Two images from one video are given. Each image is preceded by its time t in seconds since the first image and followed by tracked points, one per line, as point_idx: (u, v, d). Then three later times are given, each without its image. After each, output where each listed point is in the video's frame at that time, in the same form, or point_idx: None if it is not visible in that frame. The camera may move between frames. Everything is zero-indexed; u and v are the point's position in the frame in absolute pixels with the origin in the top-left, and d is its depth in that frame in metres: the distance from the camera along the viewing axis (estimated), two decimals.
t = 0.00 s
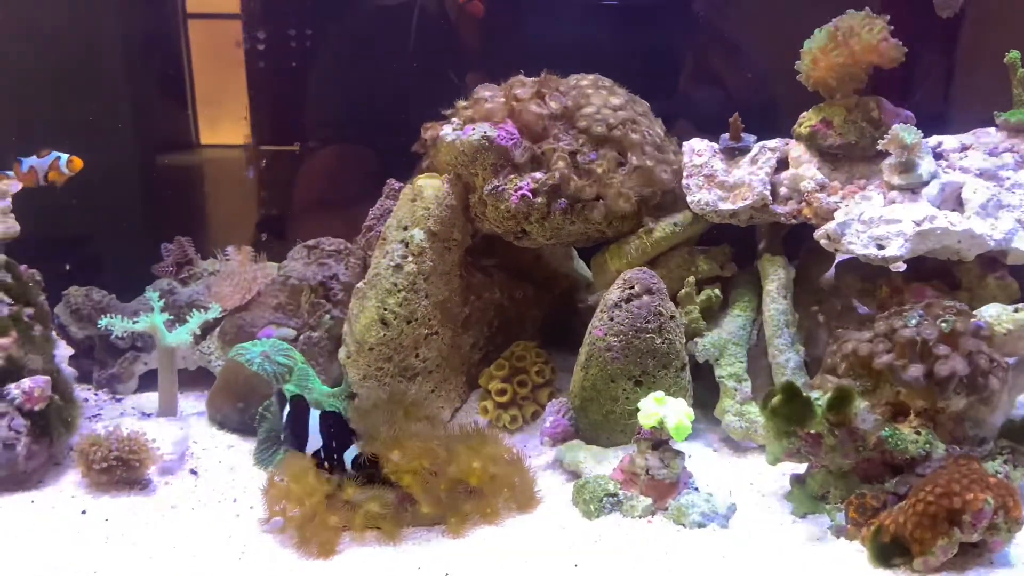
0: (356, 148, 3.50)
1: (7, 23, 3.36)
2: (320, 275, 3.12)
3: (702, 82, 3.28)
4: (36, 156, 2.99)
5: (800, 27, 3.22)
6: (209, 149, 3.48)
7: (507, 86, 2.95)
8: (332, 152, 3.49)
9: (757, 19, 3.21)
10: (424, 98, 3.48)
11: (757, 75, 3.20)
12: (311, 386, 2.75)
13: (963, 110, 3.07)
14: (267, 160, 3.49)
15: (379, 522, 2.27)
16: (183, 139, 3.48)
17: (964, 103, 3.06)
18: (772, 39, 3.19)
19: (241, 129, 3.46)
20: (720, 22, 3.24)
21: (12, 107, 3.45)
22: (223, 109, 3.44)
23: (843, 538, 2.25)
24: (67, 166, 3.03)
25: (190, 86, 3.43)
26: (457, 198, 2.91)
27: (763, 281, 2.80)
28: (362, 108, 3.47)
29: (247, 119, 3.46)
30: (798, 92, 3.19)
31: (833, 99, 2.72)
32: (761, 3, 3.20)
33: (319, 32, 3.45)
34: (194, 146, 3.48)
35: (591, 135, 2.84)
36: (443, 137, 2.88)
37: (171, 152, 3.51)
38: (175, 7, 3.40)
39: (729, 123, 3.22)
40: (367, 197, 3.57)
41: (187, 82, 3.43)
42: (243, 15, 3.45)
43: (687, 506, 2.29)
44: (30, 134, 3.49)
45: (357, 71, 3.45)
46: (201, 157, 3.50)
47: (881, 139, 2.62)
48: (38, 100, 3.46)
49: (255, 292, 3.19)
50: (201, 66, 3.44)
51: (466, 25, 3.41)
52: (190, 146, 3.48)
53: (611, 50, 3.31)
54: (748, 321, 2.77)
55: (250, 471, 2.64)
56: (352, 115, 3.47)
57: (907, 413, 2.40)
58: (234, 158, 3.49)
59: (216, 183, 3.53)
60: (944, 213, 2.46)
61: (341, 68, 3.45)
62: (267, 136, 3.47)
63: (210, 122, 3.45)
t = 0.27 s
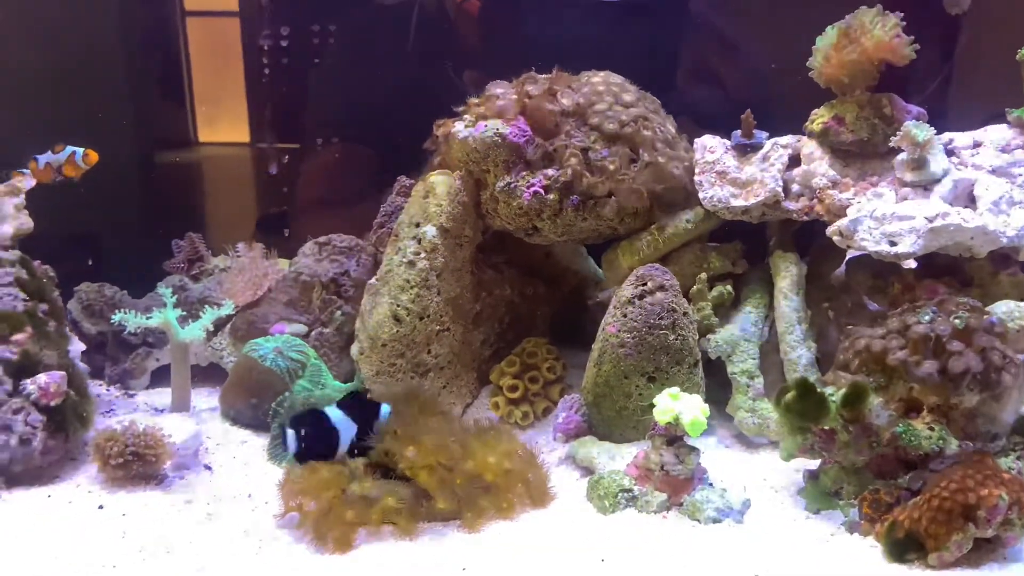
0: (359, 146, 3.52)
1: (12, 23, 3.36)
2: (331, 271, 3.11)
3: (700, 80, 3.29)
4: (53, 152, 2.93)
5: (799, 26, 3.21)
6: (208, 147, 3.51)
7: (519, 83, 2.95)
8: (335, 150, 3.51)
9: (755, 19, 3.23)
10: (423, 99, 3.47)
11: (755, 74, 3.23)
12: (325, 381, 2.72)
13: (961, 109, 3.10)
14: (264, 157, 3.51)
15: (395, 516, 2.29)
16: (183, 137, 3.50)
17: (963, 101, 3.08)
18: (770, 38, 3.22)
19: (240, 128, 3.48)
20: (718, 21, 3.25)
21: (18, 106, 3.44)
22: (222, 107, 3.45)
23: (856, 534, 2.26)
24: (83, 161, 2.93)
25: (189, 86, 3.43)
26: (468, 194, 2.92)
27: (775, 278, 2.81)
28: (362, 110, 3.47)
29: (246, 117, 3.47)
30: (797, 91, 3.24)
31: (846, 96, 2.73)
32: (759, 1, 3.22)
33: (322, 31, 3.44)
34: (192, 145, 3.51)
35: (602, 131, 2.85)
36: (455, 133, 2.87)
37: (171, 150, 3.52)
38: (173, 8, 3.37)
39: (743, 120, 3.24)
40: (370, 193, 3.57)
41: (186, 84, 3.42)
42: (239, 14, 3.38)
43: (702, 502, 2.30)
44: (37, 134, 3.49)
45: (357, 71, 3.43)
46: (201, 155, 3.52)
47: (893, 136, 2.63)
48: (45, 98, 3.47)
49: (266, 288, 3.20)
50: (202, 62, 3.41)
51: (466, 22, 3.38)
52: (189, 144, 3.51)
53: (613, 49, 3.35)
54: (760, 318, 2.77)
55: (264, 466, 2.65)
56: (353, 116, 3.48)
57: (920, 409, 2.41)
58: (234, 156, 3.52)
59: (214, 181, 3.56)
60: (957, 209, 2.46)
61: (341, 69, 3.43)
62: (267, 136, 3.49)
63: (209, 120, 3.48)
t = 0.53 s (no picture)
0: (363, 144, 3.51)
1: (17, 23, 3.42)
2: (351, 275, 3.14)
3: (699, 80, 3.31)
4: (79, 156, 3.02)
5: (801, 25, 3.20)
6: (208, 149, 3.52)
7: (538, 88, 2.96)
8: (336, 153, 3.51)
9: (765, 22, 3.21)
10: (424, 101, 3.46)
11: (757, 74, 3.24)
12: (345, 384, 2.77)
13: (966, 107, 3.08)
14: (265, 159, 3.52)
15: (421, 519, 2.30)
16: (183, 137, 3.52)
17: (968, 100, 3.07)
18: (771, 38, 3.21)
19: (241, 129, 3.50)
20: (718, 22, 3.25)
21: (26, 109, 3.52)
22: (222, 109, 3.46)
23: (879, 537, 2.27)
24: (108, 165, 3.02)
25: (190, 87, 3.46)
26: (488, 199, 2.93)
27: (794, 282, 2.82)
28: (364, 110, 3.48)
29: (247, 119, 3.48)
30: (798, 92, 3.25)
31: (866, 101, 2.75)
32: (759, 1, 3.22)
33: (334, 39, 3.44)
34: (193, 146, 3.52)
35: (622, 136, 2.86)
36: (475, 139, 2.90)
37: (173, 151, 3.54)
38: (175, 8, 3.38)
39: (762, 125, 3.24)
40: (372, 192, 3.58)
41: (187, 84, 3.45)
42: (240, 15, 3.38)
43: (726, 505, 2.31)
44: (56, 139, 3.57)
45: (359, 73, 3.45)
46: (202, 156, 3.54)
47: (913, 141, 2.64)
48: (59, 100, 3.53)
49: (286, 292, 3.24)
50: (209, 62, 3.43)
51: (467, 24, 3.36)
52: (190, 145, 3.52)
53: (620, 51, 3.34)
54: (780, 322, 2.79)
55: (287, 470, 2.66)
56: (356, 116, 3.49)
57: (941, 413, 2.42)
58: (235, 158, 3.53)
59: (214, 180, 3.59)
60: (978, 214, 2.46)
61: (353, 72, 3.46)
62: (266, 136, 3.50)
63: (210, 122, 3.48)
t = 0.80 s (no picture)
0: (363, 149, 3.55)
1: (23, 24, 3.45)
2: (366, 278, 3.15)
3: (699, 80, 3.30)
4: (99, 161, 3.02)
5: (803, 28, 3.21)
6: (210, 151, 3.56)
7: (554, 92, 2.97)
8: (341, 156, 3.56)
9: (779, 26, 3.22)
10: (425, 105, 3.49)
11: (759, 77, 3.25)
12: (362, 387, 2.79)
13: (975, 109, 3.08)
14: (268, 161, 3.57)
15: (439, 522, 2.31)
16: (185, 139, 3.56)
17: (977, 102, 3.07)
18: (771, 41, 3.23)
19: (242, 132, 3.54)
20: (718, 23, 3.27)
21: (29, 110, 3.54)
22: (224, 112, 3.52)
23: (898, 540, 2.26)
24: (128, 174, 3.04)
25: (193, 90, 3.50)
26: (504, 203, 2.94)
27: (810, 286, 2.83)
28: (366, 114, 3.53)
29: (248, 121, 3.53)
30: (813, 96, 3.24)
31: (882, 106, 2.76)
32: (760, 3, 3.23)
33: (348, 46, 3.45)
34: (196, 148, 3.57)
35: (638, 141, 2.88)
36: (490, 143, 2.89)
37: (176, 153, 3.58)
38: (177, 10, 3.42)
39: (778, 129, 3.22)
40: (372, 195, 3.60)
41: (187, 86, 3.49)
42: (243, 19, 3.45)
43: (745, 509, 2.32)
44: (65, 143, 3.59)
45: (363, 77, 3.49)
46: (204, 159, 3.58)
47: (929, 145, 2.65)
48: (64, 102, 3.54)
49: (301, 295, 3.23)
50: (213, 68, 3.49)
51: (468, 26, 3.38)
52: (192, 148, 3.57)
53: (636, 56, 3.34)
54: (796, 326, 2.80)
55: (305, 472, 2.68)
56: (357, 120, 3.53)
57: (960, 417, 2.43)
58: (237, 160, 3.57)
59: (215, 182, 3.61)
60: (994, 218, 2.47)
61: (367, 76, 3.49)
62: (268, 139, 3.55)
63: (212, 124, 3.54)
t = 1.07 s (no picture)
0: (361, 150, 3.57)
1: (23, 21, 3.42)
2: (371, 276, 3.14)
3: (699, 81, 3.30)
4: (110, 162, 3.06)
5: (803, 28, 3.18)
6: (208, 151, 3.55)
7: (561, 90, 2.97)
8: (338, 156, 3.57)
9: (788, 23, 3.20)
10: (423, 106, 3.51)
11: (762, 76, 3.22)
12: (368, 385, 2.83)
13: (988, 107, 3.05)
14: (266, 160, 3.55)
15: (447, 520, 2.31)
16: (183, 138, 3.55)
17: (991, 101, 3.03)
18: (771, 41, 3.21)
19: (240, 132, 3.53)
20: (718, 23, 3.24)
21: (27, 107, 3.52)
22: (223, 112, 3.52)
23: (907, 539, 2.25)
24: (136, 178, 3.06)
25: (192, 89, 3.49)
26: (510, 200, 2.93)
27: (818, 284, 2.82)
28: (365, 114, 3.54)
29: (247, 121, 3.52)
30: (823, 93, 3.21)
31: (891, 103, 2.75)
32: (760, 3, 3.21)
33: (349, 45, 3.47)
34: (194, 147, 3.56)
35: (646, 138, 2.85)
36: (496, 140, 2.89)
37: (174, 152, 3.57)
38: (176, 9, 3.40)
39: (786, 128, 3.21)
40: (371, 194, 3.61)
41: (187, 86, 3.48)
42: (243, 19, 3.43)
43: (754, 507, 2.31)
44: (65, 140, 3.57)
45: (369, 74, 3.50)
46: (202, 158, 3.57)
47: (938, 143, 2.64)
48: (62, 100, 3.50)
49: (307, 292, 3.21)
50: (212, 67, 3.47)
51: (468, 26, 3.39)
52: (190, 147, 3.56)
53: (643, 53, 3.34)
54: (804, 324, 2.79)
55: (311, 470, 2.66)
56: (361, 117, 3.54)
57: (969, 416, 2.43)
58: (236, 159, 3.55)
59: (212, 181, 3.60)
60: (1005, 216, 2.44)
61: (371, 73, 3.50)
62: (268, 137, 3.53)
63: (211, 124, 3.53)
